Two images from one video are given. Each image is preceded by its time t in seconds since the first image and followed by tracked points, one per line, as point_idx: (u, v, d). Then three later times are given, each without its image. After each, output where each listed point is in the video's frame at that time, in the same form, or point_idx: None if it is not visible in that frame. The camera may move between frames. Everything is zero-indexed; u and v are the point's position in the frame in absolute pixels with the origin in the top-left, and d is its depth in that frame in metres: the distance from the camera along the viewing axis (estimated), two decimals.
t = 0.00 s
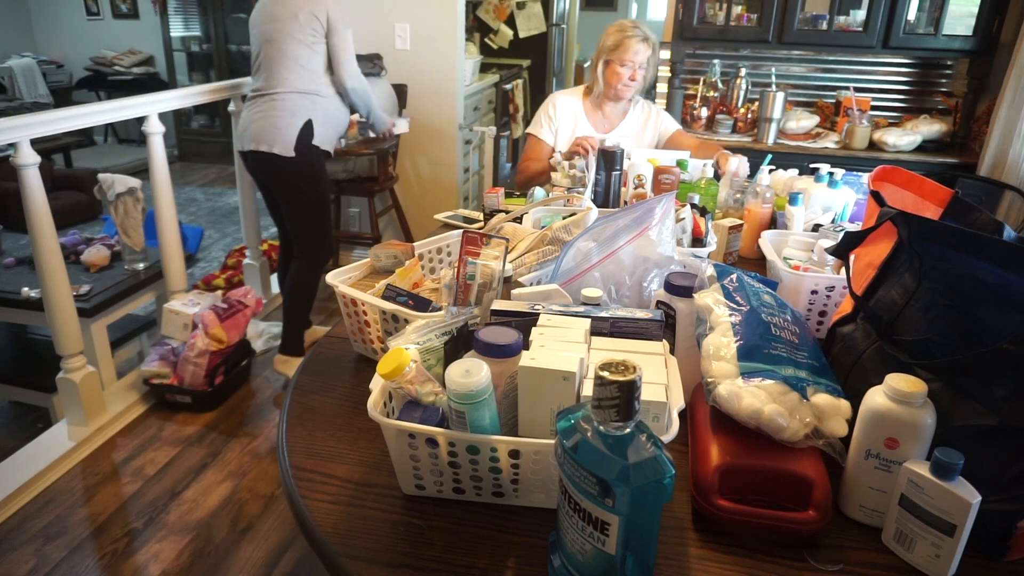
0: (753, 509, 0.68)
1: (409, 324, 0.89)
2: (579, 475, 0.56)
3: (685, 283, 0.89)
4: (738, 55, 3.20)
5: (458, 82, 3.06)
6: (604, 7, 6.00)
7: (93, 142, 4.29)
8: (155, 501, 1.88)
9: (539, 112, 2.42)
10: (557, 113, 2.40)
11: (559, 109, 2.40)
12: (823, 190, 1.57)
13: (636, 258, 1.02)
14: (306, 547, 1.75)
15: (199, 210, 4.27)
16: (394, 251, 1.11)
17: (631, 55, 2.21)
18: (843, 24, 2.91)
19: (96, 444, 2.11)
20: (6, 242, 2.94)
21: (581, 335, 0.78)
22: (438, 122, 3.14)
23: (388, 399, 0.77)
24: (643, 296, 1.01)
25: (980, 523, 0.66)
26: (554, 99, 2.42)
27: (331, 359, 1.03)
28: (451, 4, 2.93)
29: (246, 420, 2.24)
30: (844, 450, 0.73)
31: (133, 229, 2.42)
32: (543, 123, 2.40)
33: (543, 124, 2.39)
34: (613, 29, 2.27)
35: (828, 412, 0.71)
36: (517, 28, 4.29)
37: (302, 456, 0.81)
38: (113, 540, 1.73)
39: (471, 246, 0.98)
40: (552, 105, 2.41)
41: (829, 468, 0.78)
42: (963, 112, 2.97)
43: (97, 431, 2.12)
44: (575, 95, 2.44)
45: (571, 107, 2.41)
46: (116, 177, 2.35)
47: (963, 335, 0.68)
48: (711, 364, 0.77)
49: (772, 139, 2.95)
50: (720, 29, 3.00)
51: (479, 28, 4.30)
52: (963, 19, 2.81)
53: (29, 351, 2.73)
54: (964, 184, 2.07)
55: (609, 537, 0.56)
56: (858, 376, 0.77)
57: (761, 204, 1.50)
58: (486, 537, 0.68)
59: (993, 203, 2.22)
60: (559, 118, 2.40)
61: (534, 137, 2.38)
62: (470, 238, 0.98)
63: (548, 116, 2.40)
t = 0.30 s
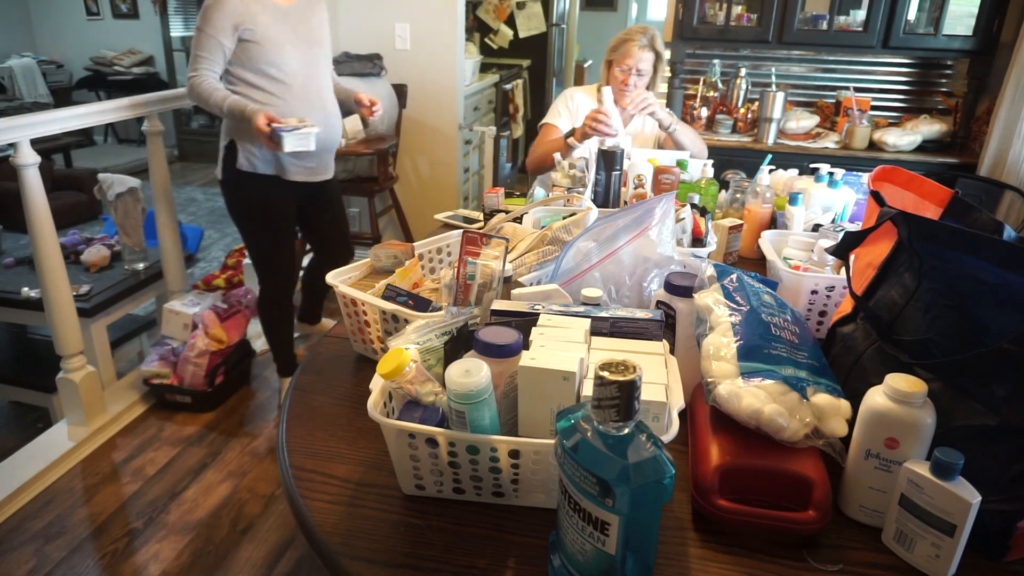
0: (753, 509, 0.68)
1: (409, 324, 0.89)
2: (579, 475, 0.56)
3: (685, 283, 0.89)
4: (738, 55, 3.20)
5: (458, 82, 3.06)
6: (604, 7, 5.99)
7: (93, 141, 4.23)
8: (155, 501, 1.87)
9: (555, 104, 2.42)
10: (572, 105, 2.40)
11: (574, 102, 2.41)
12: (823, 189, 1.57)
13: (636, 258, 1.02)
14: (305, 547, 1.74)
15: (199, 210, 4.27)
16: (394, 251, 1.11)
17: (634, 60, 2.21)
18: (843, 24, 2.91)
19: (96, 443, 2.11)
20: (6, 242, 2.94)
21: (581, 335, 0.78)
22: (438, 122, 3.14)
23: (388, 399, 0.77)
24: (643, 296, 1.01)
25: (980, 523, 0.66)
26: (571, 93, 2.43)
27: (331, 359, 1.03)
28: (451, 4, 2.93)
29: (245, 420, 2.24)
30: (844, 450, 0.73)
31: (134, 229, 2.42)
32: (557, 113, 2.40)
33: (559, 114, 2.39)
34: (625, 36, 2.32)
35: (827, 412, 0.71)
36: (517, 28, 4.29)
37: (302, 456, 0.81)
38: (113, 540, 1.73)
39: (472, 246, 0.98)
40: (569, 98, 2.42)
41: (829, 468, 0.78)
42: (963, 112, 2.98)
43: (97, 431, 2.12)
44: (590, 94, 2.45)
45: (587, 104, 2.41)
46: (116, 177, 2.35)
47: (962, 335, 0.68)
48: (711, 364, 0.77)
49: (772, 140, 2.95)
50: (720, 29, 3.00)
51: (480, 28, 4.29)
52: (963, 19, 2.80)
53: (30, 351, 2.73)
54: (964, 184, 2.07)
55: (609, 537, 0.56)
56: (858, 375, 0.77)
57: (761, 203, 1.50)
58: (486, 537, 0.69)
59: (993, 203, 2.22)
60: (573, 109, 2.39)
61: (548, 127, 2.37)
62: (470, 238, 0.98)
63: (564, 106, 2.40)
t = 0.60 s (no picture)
0: (753, 509, 0.68)
1: (409, 324, 0.89)
2: (579, 475, 0.56)
3: (685, 283, 0.89)
4: (738, 55, 3.20)
5: (458, 82, 3.06)
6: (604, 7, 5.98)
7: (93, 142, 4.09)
8: (155, 502, 1.87)
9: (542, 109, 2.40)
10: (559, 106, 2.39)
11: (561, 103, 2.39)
12: (823, 189, 1.57)
13: (636, 258, 1.02)
14: (306, 547, 1.74)
15: (199, 210, 4.27)
16: (394, 251, 1.11)
17: (621, 52, 2.24)
18: (843, 24, 2.91)
19: (96, 443, 2.11)
20: (6, 242, 2.94)
21: (581, 335, 0.78)
22: (438, 122, 3.14)
23: (388, 399, 0.77)
24: (643, 296, 1.01)
25: (980, 522, 0.66)
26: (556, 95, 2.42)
27: (331, 359, 1.03)
28: (451, 3, 2.92)
29: (246, 420, 2.24)
30: (844, 450, 0.73)
31: (133, 229, 2.42)
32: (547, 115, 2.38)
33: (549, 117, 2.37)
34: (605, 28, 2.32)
35: (827, 411, 0.71)
36: (517, 28, 4.29)
37: (302, 456, 0.81)
38: (114, 540, 1.73)
39: (471, 246, 0.98)
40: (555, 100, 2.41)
41: (830, 469, 0.78)
42: (963, 112, 2.98)
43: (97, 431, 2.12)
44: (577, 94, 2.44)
45: (575, 105, 2.40)
46: (115, 177, 2.35)
47: (962, 335, 0.68)
48: (711, 364, 0.77)
49: (772, 140, 2.95)
50: (720, 29, 3.00)
51: (479, 28, 4.29)
52: (963, 19, 2.80)
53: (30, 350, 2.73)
54: (964, 184, 2.07)
55: (609, 537, 0.56)
56: (858, 375, 0.77)
57: (761, 203, 1.50)
58: (486, 537, 0.68)
59: (993, 203, 2.22)
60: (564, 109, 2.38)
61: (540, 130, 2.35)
62: (470, 238, 0.98)
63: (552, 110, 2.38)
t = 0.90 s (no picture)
0: (753, 509, 0.68)
1: (409, 324, 0.89)
2: (579, 475, 0.56)
3: (685, 283, 0.89)
4: (738, 55, 3.20)
5: (458, 82, 3.06)
6: (604, 7, 5.98)
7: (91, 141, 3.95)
8: (155, 502, 1.87)
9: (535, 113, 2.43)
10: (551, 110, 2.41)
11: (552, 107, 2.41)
12: (823, 189, 1.57)
13: (636, 258, 1.02)
14: (306, 547, 1.74)
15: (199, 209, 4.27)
16: (394, 251, 1.11)
17: (609, 53, 2.24)
18: (843, 24, 2.91)
19: (96, 443, 2.11)
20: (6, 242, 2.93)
21: (581, 335, 0.78)
22: (438, 122, 3.14)
23: (388, 399, 0.77)
24: (643, 296, 1.01)
25: (979, 522, 0.66)
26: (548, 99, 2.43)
27: (330, 359, 1.03)
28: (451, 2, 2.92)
29: (246, 420, 2.24)
30: (844, 450, 0.73)
31: (134, 229, 2.41)
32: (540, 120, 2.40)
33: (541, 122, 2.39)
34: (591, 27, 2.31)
35: (827, 411, 0.71)
36: (516, 27, 4.29)
37: (302, 456, 0.81)
38: (114, 540, 1.73)
39: (471, 246, 0.98)
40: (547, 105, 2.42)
41: (830, 469, 0.78)
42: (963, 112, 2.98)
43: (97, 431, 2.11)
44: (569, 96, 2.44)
45: (568, 107, 2.41)
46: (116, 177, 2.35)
47: (962, 335, 0.68)
48: (711, 364, 0.77)
49: (772, 140, 2.95)
50: (720, 29, 3.00)
51: (479, 28, 4.30)
52: (963, 19, 2.80)
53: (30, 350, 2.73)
54: (964, 184, 2.07)
55: (609, 537, 0.56)
56: (858, 375, 0.77)
57: (761, 203, 1.50)
58: (486, 537, 0.68)
59: (993, 203, 2.22)
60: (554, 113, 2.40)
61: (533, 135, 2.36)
62: (470, 238, 0.98)
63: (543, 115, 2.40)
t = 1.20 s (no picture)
0: (753, 509, 0.68)
1: (409, 324, 0.89)
2: (579, 475, 0.56)
3: (685, 283, 0.89)
4: (738, 55, 3.20)
5: (458, 82, 3.06)
6: (604, 7, 5.99)
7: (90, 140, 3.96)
8: (155, 502, 1.87)
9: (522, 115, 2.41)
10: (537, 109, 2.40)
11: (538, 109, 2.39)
12: (823, 189, 1.57)
13: (636, 258, 1.02)
14: (306, 547, 1.74)
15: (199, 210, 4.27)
16: (394, 251, 1.11)
17: (588, 46, 2.25)
18: (843, 24, 2.91)
19: (96, 443, 2.11)
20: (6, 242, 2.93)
21: (581, 335, 0.78)
22: (438, 122, 3.14)
23: (388, 399, 0.77)
24: (643, 296, 1.01)
25: (979, 522, 0.66)
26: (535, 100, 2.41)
27: (330, 360, 1.03)
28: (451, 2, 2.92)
29: (245, 420, 2.24)
30: (844, 450, 0.73)
31: (133, 229, 2.41)
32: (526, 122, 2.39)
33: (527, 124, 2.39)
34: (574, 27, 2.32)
35: (827, 411, 0.71)
36: (516, 27, 4.29)
37: (302, 456, 0.81)
38: (114, 540, 1.73)
39: (471, 246, 0.98)
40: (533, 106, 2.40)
41: (829, 469, 0.78)
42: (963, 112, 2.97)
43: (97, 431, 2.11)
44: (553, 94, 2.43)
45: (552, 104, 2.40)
46: (115, 177, 2.35)
47: (962, 335, 0.68)
48: (711, 364, 0.77)
49: (772, 140, 2.95)
50: (720, 29, 3.00)
51: (479, 28, 4.30)
52: (964, 19, 2.80)
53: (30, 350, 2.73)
54: (964, 184, 2.06)
55: (609, 537, 0.56)
56: (858, 375, 0.77)
57: (761, 203, 1.50)
58: (486, 537, 0.68)
59: (994, 203, 2.22)
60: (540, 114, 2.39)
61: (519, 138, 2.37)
62: (470, 238, 0.98)
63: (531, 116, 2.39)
